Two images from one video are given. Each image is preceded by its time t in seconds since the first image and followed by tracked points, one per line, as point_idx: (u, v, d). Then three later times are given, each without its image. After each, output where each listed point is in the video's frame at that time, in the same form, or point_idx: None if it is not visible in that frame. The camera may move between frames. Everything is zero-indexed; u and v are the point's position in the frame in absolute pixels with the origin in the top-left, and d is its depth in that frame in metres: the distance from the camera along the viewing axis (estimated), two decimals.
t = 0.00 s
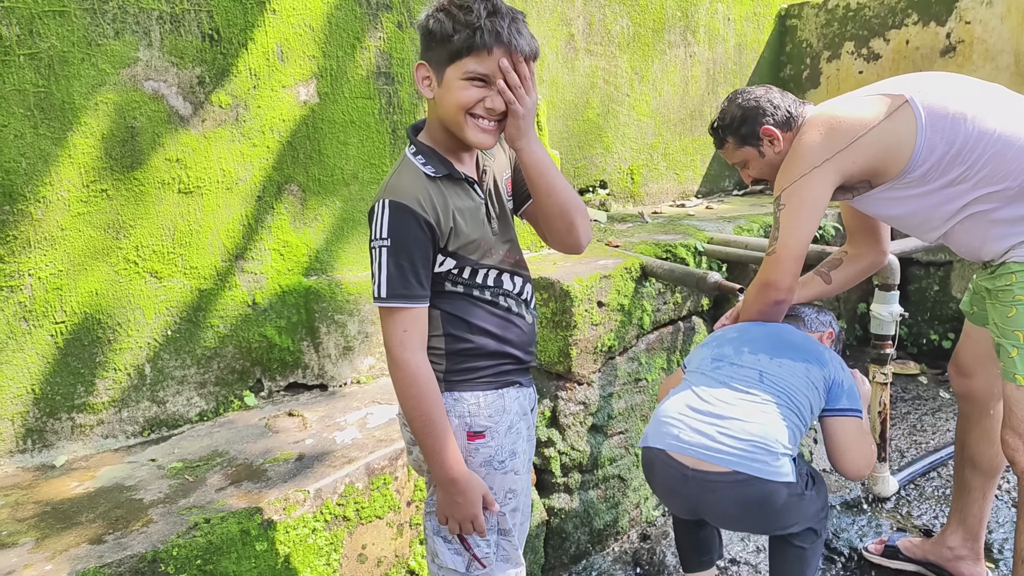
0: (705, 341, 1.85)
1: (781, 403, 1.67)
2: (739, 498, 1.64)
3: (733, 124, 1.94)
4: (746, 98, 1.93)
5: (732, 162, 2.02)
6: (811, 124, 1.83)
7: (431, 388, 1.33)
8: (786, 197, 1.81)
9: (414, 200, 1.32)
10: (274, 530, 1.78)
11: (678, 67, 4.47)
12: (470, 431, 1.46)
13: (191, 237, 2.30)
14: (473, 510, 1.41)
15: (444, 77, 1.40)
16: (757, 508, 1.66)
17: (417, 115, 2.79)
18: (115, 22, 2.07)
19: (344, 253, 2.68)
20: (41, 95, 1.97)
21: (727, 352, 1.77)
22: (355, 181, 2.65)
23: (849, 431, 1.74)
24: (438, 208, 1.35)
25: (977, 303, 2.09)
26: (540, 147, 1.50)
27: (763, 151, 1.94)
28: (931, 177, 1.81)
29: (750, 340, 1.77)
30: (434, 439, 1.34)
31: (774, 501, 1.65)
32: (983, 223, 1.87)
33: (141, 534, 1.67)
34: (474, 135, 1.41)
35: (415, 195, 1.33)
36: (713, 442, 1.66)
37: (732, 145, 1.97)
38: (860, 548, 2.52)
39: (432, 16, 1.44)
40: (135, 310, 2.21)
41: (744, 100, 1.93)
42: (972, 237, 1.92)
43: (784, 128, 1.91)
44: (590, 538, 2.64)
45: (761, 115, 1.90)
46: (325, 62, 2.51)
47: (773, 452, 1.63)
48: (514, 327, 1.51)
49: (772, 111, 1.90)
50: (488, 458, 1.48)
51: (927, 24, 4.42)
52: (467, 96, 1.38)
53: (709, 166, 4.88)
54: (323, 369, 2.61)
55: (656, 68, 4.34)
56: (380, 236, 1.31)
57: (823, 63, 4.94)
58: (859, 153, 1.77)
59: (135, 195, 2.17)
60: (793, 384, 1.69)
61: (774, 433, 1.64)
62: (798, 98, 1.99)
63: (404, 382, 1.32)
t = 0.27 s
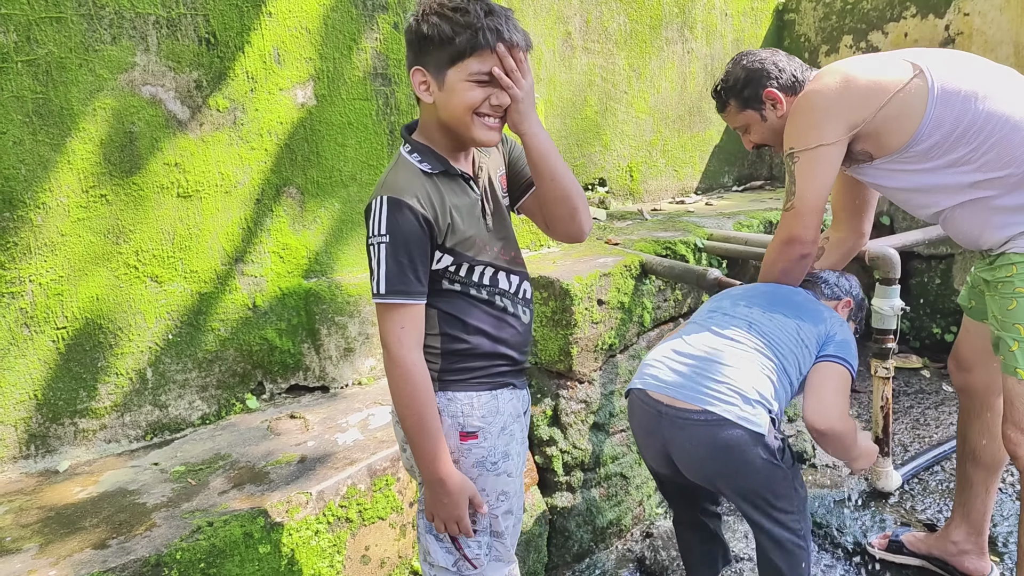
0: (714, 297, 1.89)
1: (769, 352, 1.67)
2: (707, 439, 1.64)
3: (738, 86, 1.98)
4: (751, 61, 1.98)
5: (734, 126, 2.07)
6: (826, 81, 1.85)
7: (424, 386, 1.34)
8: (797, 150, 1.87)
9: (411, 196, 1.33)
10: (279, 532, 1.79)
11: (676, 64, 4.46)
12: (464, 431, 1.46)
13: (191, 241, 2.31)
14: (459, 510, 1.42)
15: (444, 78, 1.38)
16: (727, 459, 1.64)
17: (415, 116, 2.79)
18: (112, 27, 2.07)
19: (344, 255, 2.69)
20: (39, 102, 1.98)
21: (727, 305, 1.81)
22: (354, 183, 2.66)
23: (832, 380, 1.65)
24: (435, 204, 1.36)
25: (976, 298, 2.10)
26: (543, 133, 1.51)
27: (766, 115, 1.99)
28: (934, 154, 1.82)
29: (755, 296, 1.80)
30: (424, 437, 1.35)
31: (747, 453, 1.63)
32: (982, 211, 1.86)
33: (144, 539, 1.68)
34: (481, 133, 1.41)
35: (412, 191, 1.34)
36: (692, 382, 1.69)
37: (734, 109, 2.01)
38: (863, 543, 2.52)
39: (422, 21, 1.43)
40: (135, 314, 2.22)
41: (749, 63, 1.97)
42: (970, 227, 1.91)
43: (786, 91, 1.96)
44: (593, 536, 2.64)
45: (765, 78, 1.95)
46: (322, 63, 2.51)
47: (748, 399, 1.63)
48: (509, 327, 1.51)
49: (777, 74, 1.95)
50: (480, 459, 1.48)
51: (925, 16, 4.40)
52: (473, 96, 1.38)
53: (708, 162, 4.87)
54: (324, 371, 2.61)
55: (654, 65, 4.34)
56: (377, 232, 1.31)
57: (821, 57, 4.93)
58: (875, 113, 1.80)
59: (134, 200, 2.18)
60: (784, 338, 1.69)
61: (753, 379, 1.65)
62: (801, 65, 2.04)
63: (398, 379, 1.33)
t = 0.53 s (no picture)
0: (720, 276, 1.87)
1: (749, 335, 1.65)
2: (677, 422, 1.67)
3: (747, 63, 1.98)
4: (761, 39, 1.98)
5: (744, 105, 2.05)
6: (836, 53, 1.87)
7: (421, 383, 1.33)
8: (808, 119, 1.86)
9: (398, 193, 1.33)
10: (276, 534, 1.79)
11: (674, 62, 4.45)
12: (464, 431, 1.45)
13: (190, 242, 2.30)
14: (463, 506, 1.41)
15: (450, 90, 1.38)
16: (704, 445, 1.64)
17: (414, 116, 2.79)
18: (111, 30, 2.06)
19: (343, 254, 2.68)
20: (39, 104, 1.97)
21: (722, 286, 1.78)
22: (353, 183, 2.65)
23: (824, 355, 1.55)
24: (422, 200, 1.36)
25: (979, 299, 2.07)
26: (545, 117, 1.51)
27: (777, 91, 1.98)
28: (940, 133, 1.81)
29: (753, 275, 1.76)
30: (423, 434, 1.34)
31: (720, 438, 1.62)
32: (985, 203, 1.84)
33: (143, 541, 1.67)
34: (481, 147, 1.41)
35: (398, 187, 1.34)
36: (669, 363, 1.71)
37: (745, 86, 2.00)
38: (866, 542, 2.51)
39: (429, 29, 1.42)
40: (135, 315, 2.21)
41: (759, 40, 1.97)
42: (973, 220, 1.89)
43: (796, 68, 1.96)
44: (594, 535, 2.63)
45: (775, 53, 1.94)
46: (322, 65, 2.50)
47: (717, 382, 1.63)
48: (510, 324, 1.50)
49: (787, 50, 1.95)
50: (482, 460, 1.47)
51: (921, 14, 4.40)
52: (474, 110, 1.38)
53: (708, 161, 4.87)
54: (324, 371, 2.60)
55: (652, 64, 4.33)
56: (365, 228, 1.32)
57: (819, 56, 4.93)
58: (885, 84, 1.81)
59: (133, 201, 2.17)
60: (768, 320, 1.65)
61: (727, 362, 1.64)
62: (812, 45, 2.04)
63: (392, 376, 1.32)
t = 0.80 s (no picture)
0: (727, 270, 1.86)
1: (752, 336, 1.65)
2: (682, 426, 1.68)
3: (751, 76, 2.00)
4: (763, 52, 2.00)
5: (750, 117, 2.06)
6: (838, 62, 1.88)
7: (417, 389, 1.33)
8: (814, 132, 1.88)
9: (399, 199, 1.34)
10: (275, 536, 1.79)
11: (674, 66, 4.47)
12: (462, 436, 1.46)
13: (192, 245, 2.31)
14: (457, 514, 1.41)
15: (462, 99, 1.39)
16: (702, 449, 1.66)
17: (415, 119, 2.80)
18: (116, 35, 2.07)
19: (344, 257, 2.69)
20: (44, 108, 1.98)
21: (727, 283, 1.77)
22: (354, 186, 2.66)
23: (833, 356, 1.53)
24: (424, 206, 1.37)
25: (987, 305, 2.08)
26: (538, 124, 1.45)
27: (781, 102, 1.98)
28: (945, 137, 1.81)
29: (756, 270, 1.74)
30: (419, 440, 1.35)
31: (724, 443, 1.64)
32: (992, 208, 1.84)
33: (143, 543, 1.67)
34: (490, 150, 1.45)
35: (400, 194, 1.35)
36: (674, 367, 1.72)
37: (749, 98, 2.02)
38: (867, 546, 2.52)
39: (434, 37, 1.42)
40: (137, 317, 2.22)
41: (761, 53, 1.99)
42: (979, 223, 1.89)
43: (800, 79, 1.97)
44: (594, 538, 2.64)
45: (777, 65, 1.96)
46: (324, 69, 2.51)
47: (720, 386, 1.64)
48: (512, 327, 1.51)
49: (789, 62, 1.96)
50: (480, 464, 1.47)
51: (920, 18, 4.42)
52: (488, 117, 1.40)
53: (707, 163, 4.87)
54: (324, 373, 2.61)
55: (652, 67, 4.34)
56: (367, 236, 1.33)
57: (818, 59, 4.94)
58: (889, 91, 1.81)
59: (136, 204, 2.18)
60: (770, 320, 1.64)
61: (730, 365, 1.64)
62: (816, 55, 2.05)
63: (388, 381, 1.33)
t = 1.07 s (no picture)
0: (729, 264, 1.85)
1: (749, 334, 1.65)
2: (683, 426, 1.70)
3: (756, 80, 2.01)
4: (769, 57, 2.01)
5: (756, 121, 2.07)
6: (841, 70, 1.85)
7: (422, 388, 1.34)
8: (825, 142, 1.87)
9: (401, 201, 1.36)
10: (278, 538, 1.80)
11: (674, 68, 4.48)
12: (466, 437, 1.47)
13: (195, 248, 2.32)
14: (464, 511, 1.42)
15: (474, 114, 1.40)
16: (705, 448, 1.67)
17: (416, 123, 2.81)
18: (120, 41, 2.09)
19: (346, 260, 2.70)
20: (47, 113, 2.00)
21: (726, 279, 1.77)
22: (356, 190, 2.67)
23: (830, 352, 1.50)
24: (428, 208, 1.38)
25: (990, 306, 2.08)
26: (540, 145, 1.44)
27: (786, 106, 1.99)
28: (950, 140, 1.81)
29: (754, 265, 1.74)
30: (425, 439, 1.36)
31: (726, 441, 1.66)
32: (996, 208, 1.85)
33: (147, 545, 1.69)
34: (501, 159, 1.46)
35: (404, 195, 1.36)
36: (675, 367, 1.74)
37: (755, 102, 2.03)
38: (869, 548, 2.52)
39: (444, 53, 1.41)
40: (140, 321, 2.23)
41: (767, 58, 2.01)
42: (985, 225, 1.90)
43: (805, 83, 1.97)
44: (594, 540, 2.64)
45: (783, 69, 1.97)
46: (325, 74, 2.53)
47: (719, 386, 1.65)
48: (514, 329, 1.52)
49: (794, 66, 1.97)
50: (483, 465, 1.49)
51: (921, 20, 4.44)
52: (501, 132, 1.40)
53: (708, 166, 4.88)
54: (326, 376, 2.62)
55: (652, 70, 4.35)
56: (371, 237, 1.35)
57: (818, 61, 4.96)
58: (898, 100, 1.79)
59: (139, 208, 2.19)
60: (768, 317, 1.64)
61: (728, 365, 1.65)
62: (821, 60, 2.05)
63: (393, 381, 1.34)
